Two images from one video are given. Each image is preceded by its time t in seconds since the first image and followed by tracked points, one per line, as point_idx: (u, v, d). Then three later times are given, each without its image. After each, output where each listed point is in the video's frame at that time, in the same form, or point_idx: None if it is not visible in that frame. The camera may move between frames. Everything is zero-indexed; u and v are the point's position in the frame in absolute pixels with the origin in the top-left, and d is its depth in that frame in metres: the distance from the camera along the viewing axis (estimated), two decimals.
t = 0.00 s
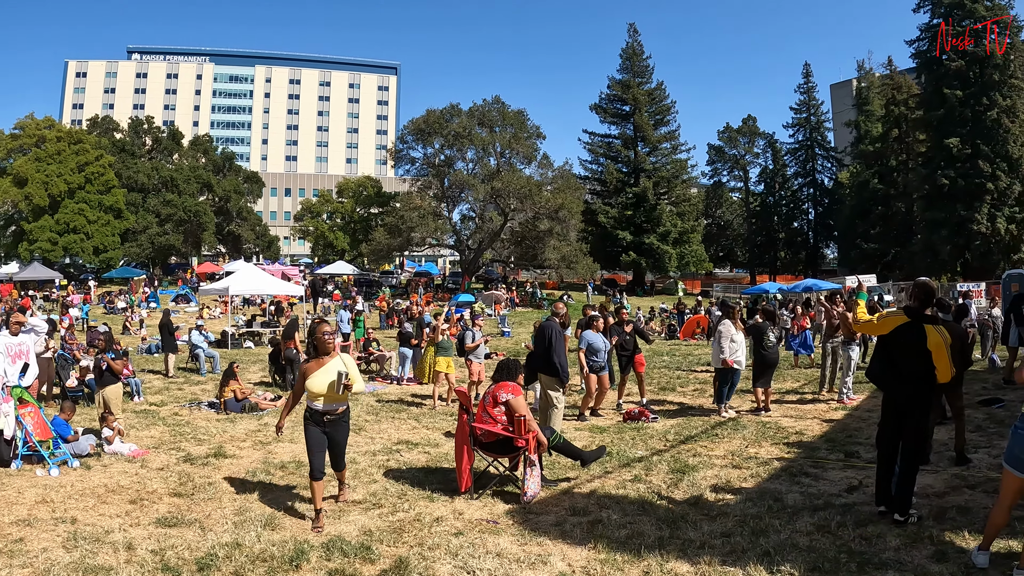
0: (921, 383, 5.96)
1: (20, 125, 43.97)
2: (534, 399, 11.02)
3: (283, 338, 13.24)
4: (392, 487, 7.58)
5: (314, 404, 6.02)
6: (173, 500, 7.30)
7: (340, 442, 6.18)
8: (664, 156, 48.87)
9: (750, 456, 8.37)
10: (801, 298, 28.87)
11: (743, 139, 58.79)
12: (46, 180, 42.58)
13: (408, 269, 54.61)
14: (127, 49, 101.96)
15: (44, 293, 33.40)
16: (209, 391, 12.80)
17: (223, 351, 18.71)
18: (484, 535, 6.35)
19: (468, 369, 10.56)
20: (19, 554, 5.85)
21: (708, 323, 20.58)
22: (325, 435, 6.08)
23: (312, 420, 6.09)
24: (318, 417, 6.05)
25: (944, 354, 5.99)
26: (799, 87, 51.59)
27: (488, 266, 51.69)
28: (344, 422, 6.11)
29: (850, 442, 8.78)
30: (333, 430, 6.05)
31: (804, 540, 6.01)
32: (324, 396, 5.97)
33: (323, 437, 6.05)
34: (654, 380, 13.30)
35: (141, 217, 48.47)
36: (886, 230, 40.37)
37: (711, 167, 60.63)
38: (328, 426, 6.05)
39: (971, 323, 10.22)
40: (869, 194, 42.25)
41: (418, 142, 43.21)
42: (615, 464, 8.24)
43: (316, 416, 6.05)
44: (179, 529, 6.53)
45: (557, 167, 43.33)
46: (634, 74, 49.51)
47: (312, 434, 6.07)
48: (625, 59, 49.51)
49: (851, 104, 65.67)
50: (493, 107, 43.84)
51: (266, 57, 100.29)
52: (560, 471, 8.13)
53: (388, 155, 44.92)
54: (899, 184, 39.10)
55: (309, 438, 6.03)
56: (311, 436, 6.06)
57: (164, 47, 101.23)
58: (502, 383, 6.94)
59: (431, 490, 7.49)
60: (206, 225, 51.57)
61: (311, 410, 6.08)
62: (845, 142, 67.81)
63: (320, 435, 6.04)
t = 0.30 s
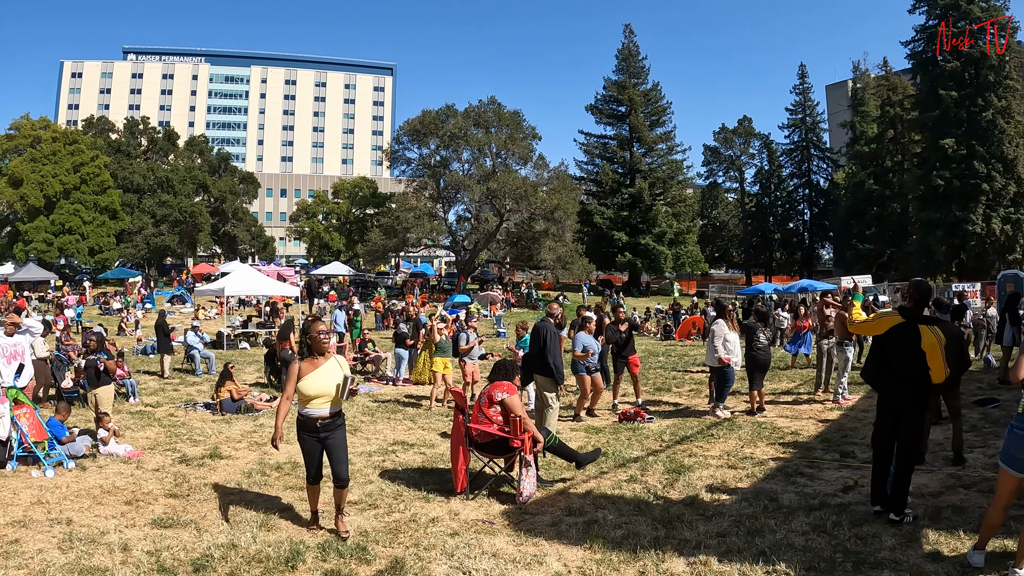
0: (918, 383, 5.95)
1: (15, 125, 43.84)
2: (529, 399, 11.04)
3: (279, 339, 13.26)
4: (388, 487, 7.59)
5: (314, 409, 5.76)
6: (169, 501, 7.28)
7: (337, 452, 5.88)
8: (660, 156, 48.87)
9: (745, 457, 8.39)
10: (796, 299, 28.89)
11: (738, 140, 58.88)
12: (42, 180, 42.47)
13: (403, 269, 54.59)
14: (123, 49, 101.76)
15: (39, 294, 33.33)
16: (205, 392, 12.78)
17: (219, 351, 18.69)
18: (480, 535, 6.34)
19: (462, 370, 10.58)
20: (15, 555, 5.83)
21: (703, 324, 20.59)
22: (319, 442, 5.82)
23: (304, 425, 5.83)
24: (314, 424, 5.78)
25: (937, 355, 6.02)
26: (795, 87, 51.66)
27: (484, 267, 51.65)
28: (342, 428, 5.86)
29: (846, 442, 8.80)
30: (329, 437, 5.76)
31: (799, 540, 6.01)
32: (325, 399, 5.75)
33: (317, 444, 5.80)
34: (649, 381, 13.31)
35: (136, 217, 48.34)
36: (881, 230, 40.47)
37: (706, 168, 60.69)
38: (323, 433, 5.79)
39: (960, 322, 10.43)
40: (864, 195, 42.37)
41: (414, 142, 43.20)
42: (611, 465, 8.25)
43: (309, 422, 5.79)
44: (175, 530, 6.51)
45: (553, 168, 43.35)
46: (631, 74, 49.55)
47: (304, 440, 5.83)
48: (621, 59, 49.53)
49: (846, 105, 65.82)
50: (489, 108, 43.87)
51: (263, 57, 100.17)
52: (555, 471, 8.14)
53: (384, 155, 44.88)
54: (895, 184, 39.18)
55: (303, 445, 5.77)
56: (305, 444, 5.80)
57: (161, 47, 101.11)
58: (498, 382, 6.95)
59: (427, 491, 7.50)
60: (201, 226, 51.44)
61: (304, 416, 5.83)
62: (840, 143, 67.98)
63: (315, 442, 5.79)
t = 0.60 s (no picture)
0: (917, 384, 5.94)
1: (12, 127, 43.72)
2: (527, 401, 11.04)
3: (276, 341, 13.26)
4: (385, 489, 7.59)
5: (327, 423, 5.27)
6: (166, 502, 7.26)
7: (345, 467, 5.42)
8: (657, 158, 48.88)
9: (743, 458, 8.40)
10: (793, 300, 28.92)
11: (735, 141, 58.94)
12: (38, 182, 42.44)
13: (401, 271, 54.67)
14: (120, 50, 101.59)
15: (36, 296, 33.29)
16: (202, 394, 12.78)
17: (216, 353, 18.69)
18: (477, 537, 6.34)
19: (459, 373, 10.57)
20: (11, 558, 5.81)
21: (700, 325, 20.60)
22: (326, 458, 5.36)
23: (310, 441, 5.34)
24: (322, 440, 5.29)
25: (934, 354, 6.05)
26: (792, 89, 51.74)
27: (481, 269, 51.63)
28: (353, 442, 5.45)
29: (843, 443, 8.82)
30: (339, 454, 5.32)
31: (797, 541, 6.01)
32: (338, 412, 5.30)
33: (325, 459, 5.33)
34: (647, 382, 13.33)
35: (133, 219, 48.30)
36: (878, 231, 40.56)
37: (703, 170, 60.77)
38: (332, 448, 5.32)
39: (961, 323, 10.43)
40: (861, 196, 42.46)
41: (411, 144, 43.20)
42: (609, 466, 8.25)
43: (317, 437, 5.29)
44: (172, 531, 6.49)
45: (550, 170, 43.41)
46: (628, 76, 49.62)
47: (311, 455, 5.32)
48: (618, 61, 49.60)
49: (843, 107, 65.97)
50: (486, 109, 43.94)
51: (262, 58, 100.14)
52: (552, 473, 8.14)
53: (381, 157, 44.89)
54: (892, 186, 39.24)
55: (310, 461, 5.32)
56: (311, 460, 5.33)
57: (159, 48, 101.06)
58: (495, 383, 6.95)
59: (424, 492, 7.50)
60: (199, 227, 51.47)
61: (310, 430, 5.30)
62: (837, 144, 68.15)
63: (323, 457, 5.32)
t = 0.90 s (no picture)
0: (916, 384, 5.92)
1: (12, 128, 43.61)
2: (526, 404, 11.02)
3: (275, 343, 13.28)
4: (384, 491, 7.58)
5: (344, 429, 4.93)
6: (164, 505, 7.24)
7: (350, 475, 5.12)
8: (656, 160, 48.89)
9: (742, 460, 8.39)
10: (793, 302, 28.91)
11: (734, 143, 58.94)
12: (38, 183, 42.44)
13: (400, 273, 54.71)
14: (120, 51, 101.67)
15: (35, 298, 33.27)
16: (201, 396, 12.78)
17: (215, 354, 18.71)
18: (477, 539, 6.33)
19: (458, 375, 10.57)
20: (10, 560, 5.79)
21: (699, 327, 20.53)
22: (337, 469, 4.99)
23: (321, 451, 4.90)
24: (337, 449, 4.94)
25: (933, 354, 6.04)
26: (791, 91, 51.77)
27: (480, 270, 51.62)
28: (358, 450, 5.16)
29: (843, 444, 8.82)
30: (351, 462, 5.02)
31: (796, 544, 5.99)
32: (352, 418, 4.98)
33: (338, 470, 4.96)
34: (646, 384, 13.32)
35: (132, 221, 48.27)
36: (877, 233, 40.60)
37: (703, 171, 60.78)
38: (345, 456, 4.98)
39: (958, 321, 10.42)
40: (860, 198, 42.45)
41: (410, 146, 43.16)
42: (608, 468, 8.24)
43: (331, 446, 4.91)
44: (170, 534, 6.46)
45: (549, 171, 43.46)
46: (627, 78, 49.65)
47: (322, 465, 4.90)
48: (618, 63, 49.61)
49: (843, 108, 66.03)
50: (485, 111, 43.99)
51: (261, 60, 100.16)
52: (552, 475, 8.13)
53: (380, 159, 44.90)
54: (890, 188, 39.27)
55: (324, 475, 4.89)
56: (324, 474, 4.89)
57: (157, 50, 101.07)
58: (497, 386, 6.94)
59: (423, 495, 7.48)
60: (198, 229, 51.46)
61: (321, 439, 4.90)
62: (836, 146, 68.21)
63: (335, 468, 4.94)
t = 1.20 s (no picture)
0: (916, 387, 5.88)
1: (11, 129, 43.34)
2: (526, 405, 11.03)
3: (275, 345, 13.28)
4: (384, 492, 7.57)
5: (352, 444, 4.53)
6: (164, 505, 7.24)
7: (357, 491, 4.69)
8: (656, 161, 48.90)
9: (743, 461, 8.38)
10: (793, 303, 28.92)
11: (734, 144, 58.92)
12: (37, 184, 42.39)
13: (400, 275, 54.76)
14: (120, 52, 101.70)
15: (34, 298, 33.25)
16: (200, 397, 12.77)
17: (215, 355, 18.72)
18: (477, 540, 6.33)
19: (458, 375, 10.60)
20: (9, 560, 5.78)
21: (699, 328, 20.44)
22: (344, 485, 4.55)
23: (326, 468, 4.45)
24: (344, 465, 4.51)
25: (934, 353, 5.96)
26: (791, 92, 51.80)
27: (479, 271, 51.65)
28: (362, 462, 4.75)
29: (843, 445, 8.81)
30: (359, 478, 4.61)
31: (796, 544, 5.98)
32: (360, 430, 4.58)
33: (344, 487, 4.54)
34: (646, 385, 13.33)
35: (132, 221, 48.23)
36: (877, 234, 40.61)
37: (703, 173, 60.83)
38: (353, 472, 4.58)
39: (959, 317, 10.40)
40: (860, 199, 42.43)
41: (410, 147, 43.09)
42: (608, 469, 8.24)
43: (340, 461, 4.48)
44: (170, 534, 6.44)
45: (549, 173, 43.44)
46: (627, 79, 49.66)
47: (330, 485, 4.47)
48: (618, 64, 49.61)
49: (842, 110, 66.10)
50: (485, 113, 43.97)
51: (261, 60, 100.16)
52: (552, 476, 8.13)
53: (380, 160, 44.90)
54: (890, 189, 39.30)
55: (331, 493, 4.47)
56: (332, 492, 4.47)
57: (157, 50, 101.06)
58: (500, 388, 6.92)
59: (423, 496, 7.48)
60: (198, 230, 51.51)
61: (327, 455, 4.45)
62: (836, 147, 68.28)
63: (342, 485, 4.52)
